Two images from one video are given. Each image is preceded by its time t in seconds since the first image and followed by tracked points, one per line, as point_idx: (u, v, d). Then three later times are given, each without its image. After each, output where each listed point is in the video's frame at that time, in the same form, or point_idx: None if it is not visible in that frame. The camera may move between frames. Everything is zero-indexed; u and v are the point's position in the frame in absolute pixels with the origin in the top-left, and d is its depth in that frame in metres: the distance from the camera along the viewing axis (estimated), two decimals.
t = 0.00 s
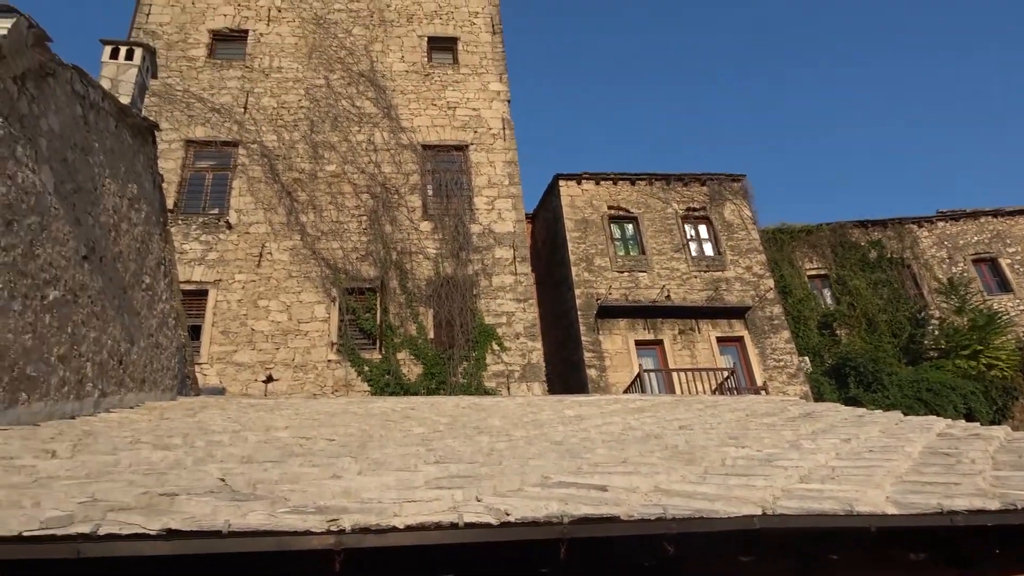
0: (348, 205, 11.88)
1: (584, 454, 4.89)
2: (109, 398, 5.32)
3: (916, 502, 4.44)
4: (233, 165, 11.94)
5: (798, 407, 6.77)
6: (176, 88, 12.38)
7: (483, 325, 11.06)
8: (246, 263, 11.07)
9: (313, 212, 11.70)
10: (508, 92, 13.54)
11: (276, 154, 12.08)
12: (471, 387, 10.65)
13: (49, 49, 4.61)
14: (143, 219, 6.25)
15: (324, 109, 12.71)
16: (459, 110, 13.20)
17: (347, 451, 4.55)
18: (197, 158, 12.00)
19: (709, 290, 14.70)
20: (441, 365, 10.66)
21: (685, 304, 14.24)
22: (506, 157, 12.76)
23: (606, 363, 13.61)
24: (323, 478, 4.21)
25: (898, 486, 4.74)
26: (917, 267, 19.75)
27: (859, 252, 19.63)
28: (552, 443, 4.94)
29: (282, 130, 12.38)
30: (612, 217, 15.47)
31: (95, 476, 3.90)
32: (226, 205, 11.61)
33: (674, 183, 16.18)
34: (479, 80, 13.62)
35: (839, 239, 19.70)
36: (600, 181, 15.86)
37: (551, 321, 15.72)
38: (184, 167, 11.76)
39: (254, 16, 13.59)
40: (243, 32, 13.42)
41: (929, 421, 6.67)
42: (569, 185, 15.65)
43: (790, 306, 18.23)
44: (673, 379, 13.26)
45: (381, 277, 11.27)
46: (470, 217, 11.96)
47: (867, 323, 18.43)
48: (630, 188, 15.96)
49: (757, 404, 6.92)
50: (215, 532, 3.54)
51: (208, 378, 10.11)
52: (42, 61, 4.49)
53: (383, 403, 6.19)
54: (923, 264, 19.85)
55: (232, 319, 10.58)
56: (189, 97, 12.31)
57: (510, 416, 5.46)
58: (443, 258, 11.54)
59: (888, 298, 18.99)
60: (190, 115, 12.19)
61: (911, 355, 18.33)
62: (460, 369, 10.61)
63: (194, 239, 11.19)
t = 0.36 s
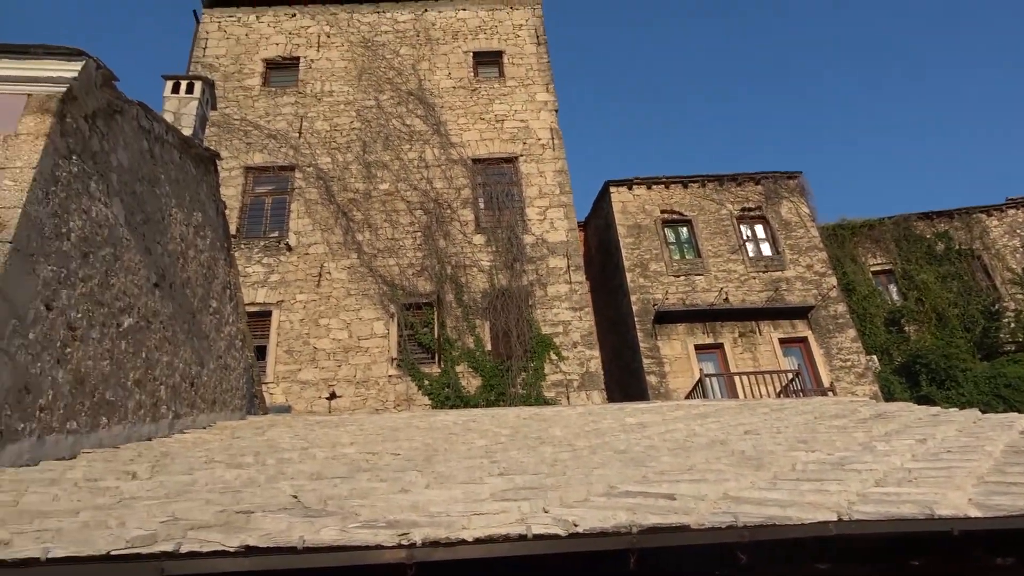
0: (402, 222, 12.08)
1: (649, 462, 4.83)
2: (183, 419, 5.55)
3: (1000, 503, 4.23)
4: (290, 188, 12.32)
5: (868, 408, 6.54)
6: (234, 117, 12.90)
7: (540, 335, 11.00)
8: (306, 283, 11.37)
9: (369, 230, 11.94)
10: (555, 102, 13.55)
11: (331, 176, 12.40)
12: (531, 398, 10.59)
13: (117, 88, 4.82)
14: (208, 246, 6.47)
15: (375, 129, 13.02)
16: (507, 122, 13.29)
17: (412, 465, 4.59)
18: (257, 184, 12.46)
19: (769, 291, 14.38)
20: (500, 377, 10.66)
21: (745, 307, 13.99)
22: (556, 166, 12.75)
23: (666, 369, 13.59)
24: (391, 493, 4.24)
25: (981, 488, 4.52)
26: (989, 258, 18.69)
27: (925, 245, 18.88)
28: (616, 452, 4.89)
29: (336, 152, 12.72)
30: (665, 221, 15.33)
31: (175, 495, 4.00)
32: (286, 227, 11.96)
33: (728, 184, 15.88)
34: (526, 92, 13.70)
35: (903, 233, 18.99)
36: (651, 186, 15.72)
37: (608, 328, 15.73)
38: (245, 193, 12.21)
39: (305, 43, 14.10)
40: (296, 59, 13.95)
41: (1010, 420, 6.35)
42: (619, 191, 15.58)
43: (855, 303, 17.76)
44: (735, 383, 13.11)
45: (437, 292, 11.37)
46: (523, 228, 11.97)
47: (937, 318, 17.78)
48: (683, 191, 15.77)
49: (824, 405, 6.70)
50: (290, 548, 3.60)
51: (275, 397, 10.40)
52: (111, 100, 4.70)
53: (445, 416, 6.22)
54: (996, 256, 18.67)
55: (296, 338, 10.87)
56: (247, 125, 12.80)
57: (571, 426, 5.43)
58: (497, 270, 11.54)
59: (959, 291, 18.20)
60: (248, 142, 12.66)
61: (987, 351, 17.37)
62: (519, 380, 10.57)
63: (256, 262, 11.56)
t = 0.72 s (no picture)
0: (453, 236, 12.21)
1: (711, 473, 4.78)
2: (249, 437, 5.75)
3: None
4: (343, 207, 12.63)
5: (935, 411, 6.32)
6: (287, 141, 13.33)
7: (593, 344, 10.92)
8: (361, 299, 11.62)
9: (420, 245, 12.13)
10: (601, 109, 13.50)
11: (382, 194, 12.65)
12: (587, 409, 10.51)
13: (180, 121, 4.98)
14: (268, 268, 6.65)
15: (424, 145, 13.24)
16: (553, 132, 13.31)
17: (473, 480, 4.63)
18: (311, 205, 12.80)
19: (828, 292, 14.04)
20: (555, 388, 10.63)
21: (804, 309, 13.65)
22: (604, 174, 12.68)
23: (723, 374, 13.34)
24: (454, 508, 4.28)
25: None
26: None
27: (993, 239, 17.88)
28: (675, 463, 4.88)
29: (386, 170, 12.97)
30: (717, 225, 15.11)
31: (247, 514, 4.11)
32: (340, 246, 12.25)
33: (780, 184, 15.58)
34: (572, 101, 13.69)
35: (967, 227, 18.13)
36: (701, 190, 15.55)
37: (662, 335, 15.65)
38: (300, 213, 12.57)
39: (353, 65, 14.49)
40: (344, 81, 14.33)
41: None
42: (669, 197, 15.47)
43: (918, 302, 17.02)
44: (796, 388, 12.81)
45: (490, 305, 11.45)
46: (573, 237, 11.95)
47: (1007, 314, 16.76)
48: (734, 194, 15.52)
49: (889, 410, 6.56)
50: (360, 565, 3.67)
51: (335, 414, 10.63)
52: (174, 133, 4.86)
53: (503, 429, 6.30)
54: None
55: (353, 354, 11.09)
56: (299, 148, 13.21)
57: (629, 437, 5.44)
58: (549, 280, 11.54)
59: None
60: (301, 164, 13.04)
61: None
62: (574, 391, 10.52)
63: (313, 281, 11.89)
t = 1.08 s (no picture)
0: (504, 250, 12.30)
1: (771, 489, 4.69)
2: (310, 452, 5.90)
3: None
4: (397, 224, 12.89)
5: (1009, 421, 6.05)
6: (341, 160, 13.73)
7: (648, 356, 10.81)
8: (415, 314, 11.81)
9: (472, 260, 12.25)
10: (650, 120, 13.39)
11: (434, 210, 12.86)
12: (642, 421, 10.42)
13: (242, 148, 5.14)
14: (325, 286, 6.82)
15: (474, 161, 13.41)
16: (603, 144, 13.28)
17: (529, 495, 4.66)
18: (366, 222, 13.13)
19: (889, 299, 13.60)
20: (610, 400, 10.57)
21: (865, 317, 13.26)
22: (655, 184, 12.56)
23: (782, 386, 13.04)
24: (512, 524, 4.31)
25: None
26: None
27: None
28: (734, 479, 4.82)
29: (437, 186, 13.19)
30: (772, 233, 14.81)
31: (311, 529, 4.20)
32: (394, 262, 12.50)
33: (837, 190, 15.17)
34: (621, 112, 13.64)
35: None
36: (755, 198, 15.31)
37: (718, 346, 15.44)
38: (355, 231, 12.92)
39: (404, 84, 14.88)
40: (395, 100, 14.73)
41: None
42: (722, 205, 15.26)
43: (986, 308, 15.96)
44: (858, 399, 12.47)
45: (542, 318, 11.45)
46: (624, 249, 11.89)
47: None
48: (789, 201, 15.19)
49: (959, 421, 6.33)
50: None
51: (392, 427, 10.82)
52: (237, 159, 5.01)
53: (557, 442, 6.33)
54: None
55: (408, 368, 11.28)
56: (354, 167, 13.58)
57: (685, 451, 5.43)
58: (601, 292, 11.53)
59: None
60: (355, 182, 13.40)
61: None
62: (628, 403, 10.44)
63: (368, 297, 12.17)
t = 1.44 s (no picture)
0: (567, 254, 12.29)
1: (852, 492, 4.52)
2: (383, 461, 6.04)
3: None
4: (459, 232, 13.08)
5: None
6: (404, 173, 14.07)
7: (718, 356, 10.60)
8: (481, 322, 11.95)
9: (535, 266, 12.29)
10: (711, 116, 13.10)
11: (496, 218, 12.94)
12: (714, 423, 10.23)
13: (309, 167, 5.29)
14: (392, 297, 6.97)
15: (533, 167, 13.45)
16: (662, 143, 13.09)
17: (601, 501, 4.65)
18: (429, 232, 13.40)
19: (973, 289, 12.94)
20: (679, 402, 10.41)
21: (946, 308, 12.66)
22: (718, 181, 12.25)
23: (860, 383, 12.57)
24: (584, 530, 4.30)
25: None
26: None
27: None
28: (812, 482, 4.68)
29: (498, 194, 13.29)
30: (843, 226, 14.28)
31: (388, 538, 4.29)
32: (458, 271, 12.68)
33: (912, 177, 14.53)
34: (680, 110, 13.41)
35: None
36: (823, 190, 14.80)
37: (790, 343, 15.01)
38: (419, 242, 13.20)
39: (461, 95, 15.08)
40: (453, 111, 14.93)
41: None
42: (789, 199, 14.83)
43: None
44: (943, 395, 11.93)
45: (608, 321, 11.40)
46: (689, 248, 11.68)
47: None
48: (860, 191, 14.62)
49: None
50: None
51: (461, 434, 10.97)
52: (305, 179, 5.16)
53: (627, 445, 6.31)
54: None
55: (476, 376, 11.44)
56: (415, 179, 13.88)
57: (760, 453, 5.34)
58: (667, 292, 11.39)
59: None
60: (418, 194, 13.69)
61: None
62: (698, 405, 10.26)
63: (434, 306, 12.40)
